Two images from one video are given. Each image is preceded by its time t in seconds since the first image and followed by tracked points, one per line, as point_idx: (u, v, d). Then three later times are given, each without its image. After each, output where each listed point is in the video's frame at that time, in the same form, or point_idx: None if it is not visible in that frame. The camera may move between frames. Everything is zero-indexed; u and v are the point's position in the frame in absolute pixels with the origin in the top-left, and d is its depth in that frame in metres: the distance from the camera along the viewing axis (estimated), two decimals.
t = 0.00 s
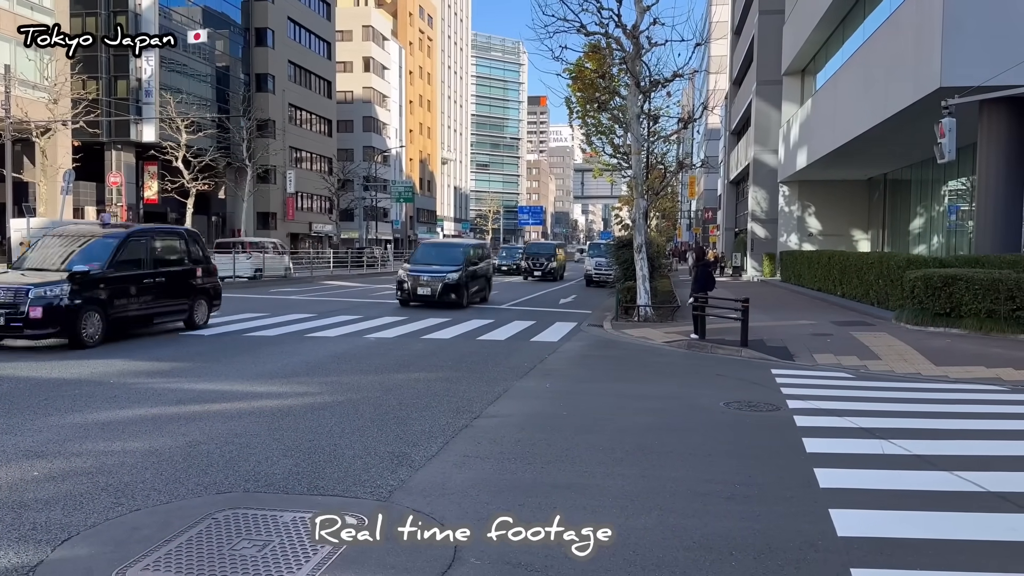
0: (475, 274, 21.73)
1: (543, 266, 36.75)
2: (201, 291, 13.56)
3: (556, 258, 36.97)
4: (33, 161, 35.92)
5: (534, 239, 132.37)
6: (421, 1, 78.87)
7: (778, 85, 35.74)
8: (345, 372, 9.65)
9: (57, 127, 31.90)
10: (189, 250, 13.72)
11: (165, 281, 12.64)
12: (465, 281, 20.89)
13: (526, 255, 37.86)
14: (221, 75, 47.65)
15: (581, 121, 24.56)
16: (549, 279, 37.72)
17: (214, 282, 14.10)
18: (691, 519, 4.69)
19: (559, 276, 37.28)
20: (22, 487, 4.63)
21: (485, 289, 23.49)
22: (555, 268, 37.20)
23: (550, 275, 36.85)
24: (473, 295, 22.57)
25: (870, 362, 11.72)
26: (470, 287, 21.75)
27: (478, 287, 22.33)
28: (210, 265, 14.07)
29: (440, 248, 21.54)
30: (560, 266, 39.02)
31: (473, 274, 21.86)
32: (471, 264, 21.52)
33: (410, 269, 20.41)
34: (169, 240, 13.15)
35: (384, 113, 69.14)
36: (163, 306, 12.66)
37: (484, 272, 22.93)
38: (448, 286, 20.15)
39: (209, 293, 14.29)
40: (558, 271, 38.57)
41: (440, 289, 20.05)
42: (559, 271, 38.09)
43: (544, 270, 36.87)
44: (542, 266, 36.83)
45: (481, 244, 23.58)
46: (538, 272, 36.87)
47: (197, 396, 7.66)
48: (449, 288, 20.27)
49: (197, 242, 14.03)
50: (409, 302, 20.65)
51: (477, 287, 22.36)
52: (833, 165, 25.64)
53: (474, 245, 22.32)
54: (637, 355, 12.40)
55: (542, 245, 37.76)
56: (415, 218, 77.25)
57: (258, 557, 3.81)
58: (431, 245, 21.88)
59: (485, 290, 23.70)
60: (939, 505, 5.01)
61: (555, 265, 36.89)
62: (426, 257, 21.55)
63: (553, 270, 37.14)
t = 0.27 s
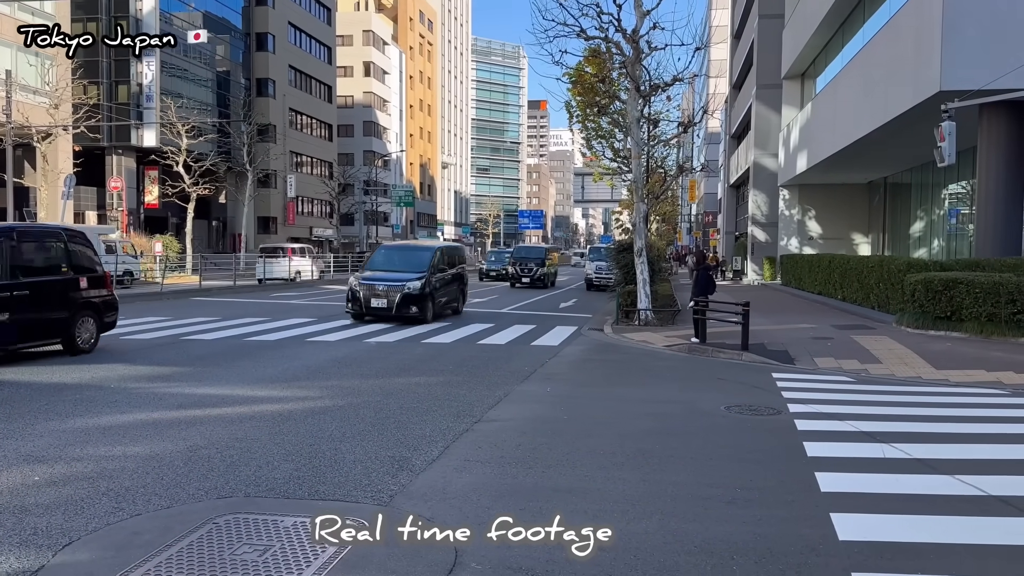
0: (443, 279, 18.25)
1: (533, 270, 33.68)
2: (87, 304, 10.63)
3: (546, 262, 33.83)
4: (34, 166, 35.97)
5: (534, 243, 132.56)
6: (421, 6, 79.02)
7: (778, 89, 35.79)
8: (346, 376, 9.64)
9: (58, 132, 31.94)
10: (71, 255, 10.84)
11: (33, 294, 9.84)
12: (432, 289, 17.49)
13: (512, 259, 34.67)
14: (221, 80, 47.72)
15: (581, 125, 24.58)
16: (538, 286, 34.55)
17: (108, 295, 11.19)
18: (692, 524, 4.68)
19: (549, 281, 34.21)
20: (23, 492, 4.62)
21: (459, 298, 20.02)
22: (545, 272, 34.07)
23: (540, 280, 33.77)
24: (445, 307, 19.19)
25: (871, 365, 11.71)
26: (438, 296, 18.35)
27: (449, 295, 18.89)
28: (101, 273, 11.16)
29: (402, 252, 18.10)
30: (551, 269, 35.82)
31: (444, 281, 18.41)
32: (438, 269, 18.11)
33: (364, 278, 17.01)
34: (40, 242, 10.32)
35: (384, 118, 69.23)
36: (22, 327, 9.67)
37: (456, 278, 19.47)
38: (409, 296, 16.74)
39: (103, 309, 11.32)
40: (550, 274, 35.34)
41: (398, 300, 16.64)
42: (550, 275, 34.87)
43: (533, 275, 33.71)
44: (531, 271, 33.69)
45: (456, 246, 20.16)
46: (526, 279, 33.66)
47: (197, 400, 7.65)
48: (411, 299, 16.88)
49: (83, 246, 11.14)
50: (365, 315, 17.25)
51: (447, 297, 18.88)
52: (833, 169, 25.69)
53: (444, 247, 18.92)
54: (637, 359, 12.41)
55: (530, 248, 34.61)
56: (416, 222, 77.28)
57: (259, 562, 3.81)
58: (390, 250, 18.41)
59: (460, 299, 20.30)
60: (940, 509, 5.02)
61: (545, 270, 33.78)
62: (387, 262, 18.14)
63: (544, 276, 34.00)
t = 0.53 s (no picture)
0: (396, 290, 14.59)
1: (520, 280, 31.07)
2: None
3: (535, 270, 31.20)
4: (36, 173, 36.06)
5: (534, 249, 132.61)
6: (422, 13, 79.30)
7: (778, 95, 35.87)
8: (347, 383, 9.64)
9: (60, 139, 32.03)
10: None
11: None
12: (380, 303, 13.89)
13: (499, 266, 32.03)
14: (223, 87, 47.88)
15: (581, 132, 24.61)
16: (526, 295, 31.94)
17: None
18: (695, 530, 4.67)
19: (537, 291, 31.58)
20: (25, 499, 4.62)
21: (420, 314, 16.40)
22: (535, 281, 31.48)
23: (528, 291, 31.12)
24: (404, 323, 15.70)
25: (873, 371, 11.69)
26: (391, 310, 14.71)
27: (404, 310, 15.25)
28: None
29: (345, 256, 14.45)
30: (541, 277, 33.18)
31: (401, 289, 14.91)
32: (389, 278, 14.49)
33: (293, 287, 13.40)
34: None
35: (385, 124, 69.42)
36: None
37: (416, 289, 15.90)
38: (349, 311, 13.17)
39: None
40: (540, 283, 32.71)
41: (336, 316, 13.11)
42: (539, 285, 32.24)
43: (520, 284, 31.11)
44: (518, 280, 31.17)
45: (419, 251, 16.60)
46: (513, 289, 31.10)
47: (199, 407, 7.65)
48: (352, 315, 13.28)
49: None
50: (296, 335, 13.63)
51: (405, 311, 15.31)
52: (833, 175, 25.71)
53: (400, 251, 15.34)
54: (639, 365, 12.39)
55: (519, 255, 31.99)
56: (417, 228, 77.37)
57: (262, 568, 3.81)
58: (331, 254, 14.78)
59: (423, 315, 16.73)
60: (943, 515, 5.00)
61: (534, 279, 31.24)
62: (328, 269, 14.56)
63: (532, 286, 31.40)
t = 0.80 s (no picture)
0: (316, 306, 11.13)
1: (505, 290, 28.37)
2: None
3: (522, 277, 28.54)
4: (39, 181, 36.17)
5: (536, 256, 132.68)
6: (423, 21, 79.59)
7: (779, 103, 35.94)
8: (349, 389, 9.64)
9: (63, 146, 32.10)
10: None
11: None
12: (293, 325, 10.47)
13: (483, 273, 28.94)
14: (225, 94, 48.02)
15: (583, 139, 24.64)
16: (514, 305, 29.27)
17: None
18: (699, 538, 4.65)
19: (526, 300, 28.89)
20: (28, 507, 4.61)
21: (361, 334, 13.02)
22: (522, 290, 28.84)
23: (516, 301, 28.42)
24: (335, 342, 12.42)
25: (875, 378, 11.68)
26: (313, 330, 11.24)
27: (335, 332, 11.85)
28: None
29: (255, 262, 11.08)
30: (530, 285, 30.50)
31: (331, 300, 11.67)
32: (307, 289, 11.04)
33: (176, 302, 10.01)
34: None
35: (387, 131, 69.58)
36: None
37: (353, 301, 12.55)
38: (246, 336, 9.76)
39: None
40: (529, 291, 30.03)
41: (229, 340, 9.71)
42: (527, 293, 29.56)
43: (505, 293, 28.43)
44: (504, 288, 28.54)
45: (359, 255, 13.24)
46: (498, 298, 28.50)
47: (201, 414, 7.65)
48: (253, 338, 9.88)
49: None
50: (186, 366, 10.25)
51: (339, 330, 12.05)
52: (834, 182, 25.75)
53: (326, 254, 11.92)
54: (641, 372, 12.37)
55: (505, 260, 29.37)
56: (418, 235, 77.40)
57: None
58: (234, 260, 11.33)
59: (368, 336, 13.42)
60: (947, 523, 4.98)
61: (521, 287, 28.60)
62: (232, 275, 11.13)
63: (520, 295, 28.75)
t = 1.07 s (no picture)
0: (169, 328, 7.85)
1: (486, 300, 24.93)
2: None
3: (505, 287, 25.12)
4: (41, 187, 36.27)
5: (537, 263, 132.71)
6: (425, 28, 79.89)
7: (780, 110, 36.01)
8: (351, 396, 9.64)
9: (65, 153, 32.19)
10: None
11: None
12: (127, 355, 7.24)
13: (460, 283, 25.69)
14: (227, 101, 48.16)
15: (584, 146, 24.68)
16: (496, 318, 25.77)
17: None
18: (702, 546, 4.64)
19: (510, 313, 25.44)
20: (30, 513, 4.61)
21: (263, 363, 9.80)
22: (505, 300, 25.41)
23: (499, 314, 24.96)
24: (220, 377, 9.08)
25: (877, 386, 11.67)
26: (171, 358, 7.92)
27: (214, 362, 8.66)
28: None
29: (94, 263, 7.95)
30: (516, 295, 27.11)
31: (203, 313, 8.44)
32: (157, 304, 7.79)
33: None
34: None
35: (389, 139, 69.74)
36: None
37: (245, 313, 9.37)
38: (45, 376, 6.53)
39: None
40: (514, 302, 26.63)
41: (20, 380, 6.46)
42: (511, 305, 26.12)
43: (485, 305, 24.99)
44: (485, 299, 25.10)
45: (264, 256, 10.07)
46: (478, 311, 25.07)
47: (203, 421, 7.64)
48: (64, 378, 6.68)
49: None
50: None
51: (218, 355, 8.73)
52: (835, 189, 25.77)
53: (202, 255, 8.74)
54: (642, 380, 12.35)
55: (485, 268, 25.96)
56: (419, 241, 77.46)
57: None
58: (64, 268, 8.10)
59: (276, 362, 10.23)
60: (951, 531, 4.97)
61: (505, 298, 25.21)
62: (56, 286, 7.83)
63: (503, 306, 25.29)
